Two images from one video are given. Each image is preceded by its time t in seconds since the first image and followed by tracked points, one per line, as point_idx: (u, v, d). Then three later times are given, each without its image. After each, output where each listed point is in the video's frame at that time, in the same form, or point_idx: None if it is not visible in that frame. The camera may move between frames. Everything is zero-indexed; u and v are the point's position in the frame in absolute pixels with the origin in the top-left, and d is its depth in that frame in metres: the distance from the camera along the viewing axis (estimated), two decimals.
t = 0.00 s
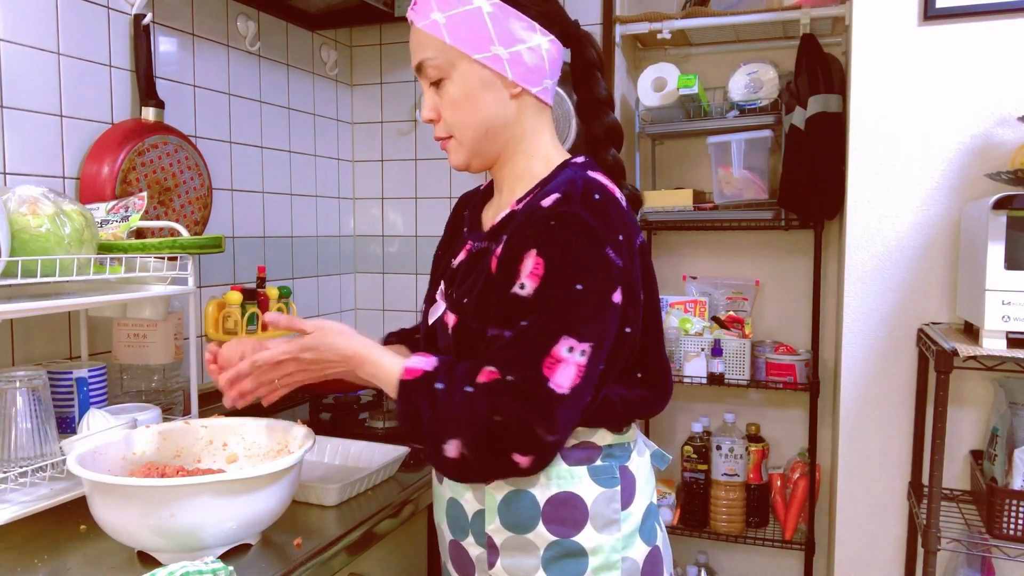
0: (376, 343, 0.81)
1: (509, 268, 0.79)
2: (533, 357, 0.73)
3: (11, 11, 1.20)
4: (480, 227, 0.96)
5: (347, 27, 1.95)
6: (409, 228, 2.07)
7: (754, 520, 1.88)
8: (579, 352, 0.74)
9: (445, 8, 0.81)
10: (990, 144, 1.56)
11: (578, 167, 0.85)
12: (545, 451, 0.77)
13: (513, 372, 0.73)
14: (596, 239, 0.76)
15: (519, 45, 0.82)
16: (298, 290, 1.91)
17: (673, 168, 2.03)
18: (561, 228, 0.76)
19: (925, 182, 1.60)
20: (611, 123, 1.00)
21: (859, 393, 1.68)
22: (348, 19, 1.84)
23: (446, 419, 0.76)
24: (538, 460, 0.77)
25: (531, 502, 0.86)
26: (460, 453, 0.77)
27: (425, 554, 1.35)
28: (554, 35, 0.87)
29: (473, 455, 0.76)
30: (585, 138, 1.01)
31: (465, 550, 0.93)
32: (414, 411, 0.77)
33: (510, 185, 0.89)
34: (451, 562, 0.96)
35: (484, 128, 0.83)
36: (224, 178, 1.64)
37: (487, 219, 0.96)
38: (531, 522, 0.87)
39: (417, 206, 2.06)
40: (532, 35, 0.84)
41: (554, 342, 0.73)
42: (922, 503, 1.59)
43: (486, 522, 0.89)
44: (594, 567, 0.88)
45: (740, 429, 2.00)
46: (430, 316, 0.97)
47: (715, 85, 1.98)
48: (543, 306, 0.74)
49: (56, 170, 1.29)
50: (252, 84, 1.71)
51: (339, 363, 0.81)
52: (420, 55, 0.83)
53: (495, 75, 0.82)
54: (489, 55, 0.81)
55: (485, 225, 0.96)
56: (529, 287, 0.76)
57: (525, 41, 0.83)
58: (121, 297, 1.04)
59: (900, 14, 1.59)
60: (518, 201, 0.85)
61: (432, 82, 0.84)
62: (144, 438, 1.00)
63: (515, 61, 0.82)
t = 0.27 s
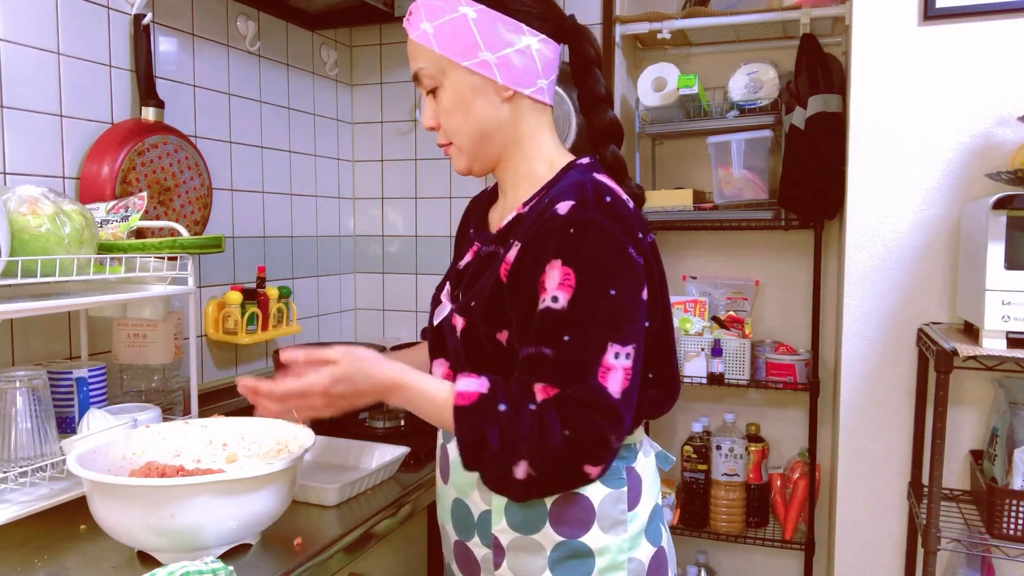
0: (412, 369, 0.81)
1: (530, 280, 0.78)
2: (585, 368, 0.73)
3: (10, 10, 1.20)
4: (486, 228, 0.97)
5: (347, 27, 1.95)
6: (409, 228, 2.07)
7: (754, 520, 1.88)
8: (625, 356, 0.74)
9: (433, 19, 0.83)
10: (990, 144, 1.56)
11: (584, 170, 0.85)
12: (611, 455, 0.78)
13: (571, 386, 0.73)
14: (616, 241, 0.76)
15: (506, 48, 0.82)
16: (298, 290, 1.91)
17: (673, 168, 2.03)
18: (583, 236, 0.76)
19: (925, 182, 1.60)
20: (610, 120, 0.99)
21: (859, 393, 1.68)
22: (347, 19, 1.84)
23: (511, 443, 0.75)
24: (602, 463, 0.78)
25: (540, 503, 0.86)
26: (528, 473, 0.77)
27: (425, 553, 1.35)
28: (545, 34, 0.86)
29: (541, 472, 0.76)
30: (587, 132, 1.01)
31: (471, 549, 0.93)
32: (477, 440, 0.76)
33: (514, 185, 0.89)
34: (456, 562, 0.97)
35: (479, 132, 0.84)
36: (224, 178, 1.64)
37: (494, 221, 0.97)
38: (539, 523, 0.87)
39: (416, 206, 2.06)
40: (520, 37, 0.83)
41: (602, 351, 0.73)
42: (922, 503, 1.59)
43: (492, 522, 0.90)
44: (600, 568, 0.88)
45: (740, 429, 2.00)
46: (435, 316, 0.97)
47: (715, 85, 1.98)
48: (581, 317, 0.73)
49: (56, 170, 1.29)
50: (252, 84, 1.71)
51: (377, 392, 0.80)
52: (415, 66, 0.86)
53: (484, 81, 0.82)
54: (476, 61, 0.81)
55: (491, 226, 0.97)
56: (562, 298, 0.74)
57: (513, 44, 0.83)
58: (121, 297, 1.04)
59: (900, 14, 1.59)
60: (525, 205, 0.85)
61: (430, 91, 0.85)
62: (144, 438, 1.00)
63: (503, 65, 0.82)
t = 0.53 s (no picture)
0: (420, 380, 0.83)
1: (535, 280, 0.78)
2: (592, 368, 0.73)
3: (10, 10, 1.20)
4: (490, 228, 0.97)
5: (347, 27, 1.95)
6: (409, 229, 2.07)
7: (754, 520, 1.88)
8: (632, 355, 0.74)
9: (435, 22, 0.83)
10: (990, 144, 1.56)
11: (587, 170, 0.85)
12: (621, 454, 0.78)
13: (577, 386, 0.73)
14: (621, 241, 0.76)
15: (509, 51, 0.82)
16: (298, 290, 1.91)
17: (673, 168, 2.03)
18: (587, 236, 0.76)
19: (925, 182, 1.60)
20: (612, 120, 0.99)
21: (859, 393, 1.68)
22: (348, 19, 1.84)
23: (522, 448, 0.76)
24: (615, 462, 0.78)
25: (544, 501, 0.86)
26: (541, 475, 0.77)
27: (425, 553, 1.35)
28: (547, 35, 0.86)
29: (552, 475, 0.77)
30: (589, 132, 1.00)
31: (476, 548, 0.93)
32: (488, 446, 0.76)
33: (517, 187, 0.89)
34: (461, 561, 0.97)
35: (481, 135, 0.84)
36: (225, 178, 1.64)
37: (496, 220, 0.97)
38: (544, 521, 0.87)
39: (416, 206, 2.06)
40: (521, 40, 0.83)
41: (607, 350, 0.73)
42: (922, 503, 1.59)
43: (497, 521, 0.90)
44: (605, 566, 0.88)
45: (740, 429, 2.00)
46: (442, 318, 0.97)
47: (716, 85, 1.98)
48: (586, 317, 0.73)
49: (56, 170, 1.29)
50: (252, 84, 1.71)
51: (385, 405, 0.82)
52: (418, 69, 0.86)
53: (488, 83, 0.82)
54: (479, 64, 0.81)
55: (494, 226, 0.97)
56: (567, 299, 0.75)
57: (516, 46, 0.83)
58: (121, 297, 1.04)
59: (900, 14, 1.59)
60: (529, 205, 0.86)
61: (432, 95, 0.86)
62: (144, 438, 1.00)
63: (506, 68, 0.82)
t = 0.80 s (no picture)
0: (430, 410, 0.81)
1: (545, 281, 0.78)
2: (606, 368, 0.73)
3: (10, 10, 1.20)
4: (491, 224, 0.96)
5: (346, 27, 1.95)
6: (409, 229, 2.07)
7: (754, 520, 1.88)
8: (643, 353, 0.74)
9: (446, 21, 0.83)
10: (990, 143, 1.56)
11: (593, 169, 0.85)
12: (636, 451, 0.78)
13: (591, 387, 0.73)
14: (631, 241, 0.76)
15: (521, 51, 0.82)
16: (298, 290, 1.91)
17: (673, 168, 2.03)
18: (598, 237, 0.75)
19: (925, 182, 1.60)
20: (616, 120, 1.00)
21: (859, 393, 1.68)
22: (348, 19, 1.84)
23: (542, 453, 0.75)
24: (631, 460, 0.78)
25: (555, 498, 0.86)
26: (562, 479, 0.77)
27: (425, 553, 1.35)
28: (557, 37, 0.87)
29: (571, 478, 0.77)
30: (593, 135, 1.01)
31: (485, 547, 0.93)
32: (508, 456, 0.76)
33: (523, 186, 0.89)
34: (468, 561, 0.96)
35: (490, 135, 0.84)
36: (225, 178, 1.64)
37: (498, 218, 0.96)
38: (555, 518, 0.86)
39: (416, 206, 2.06)
40: (533, 41, 0.83)
41: (621, 350, 0.73)
42: (922, 503, 1.59)
43: (507, 519, 0.89)
44: (616, 561, 0.88)
45: (740, 429, 2.00)
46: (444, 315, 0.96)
47: (716, 85, 1.98)
48: (599, 317, 0.73)
49: (56, 170, 1.29)
50: (252, 84, 1.71)
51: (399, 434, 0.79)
52: (425, 68, 0.85)
53: (498, 83, 0.82)
54: (491, 63, 0.81)
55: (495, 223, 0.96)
56: (579, 299, 0.74)
57: (527, 47, 0.83)
58: (122, 297, 1.04)
59: (900, 14, 1.59)
60: (535, 203, 0.85)
61: (440, 93, 0.85)
62: (144, 438, 1.00)
63: (517, 68, 0.82)
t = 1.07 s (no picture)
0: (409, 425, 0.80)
1: (562, 281, 0.78)
2: (606, 368, 0.73)
3: (10, 10, 1.20)
4: (496, 228, 0.94)
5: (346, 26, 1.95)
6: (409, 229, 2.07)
7: (754, 520, 1.88)
8: (646, 356, 0.74)
9: (464, 12, 0.80)
10: (990, 143, 1.56)
11: (606, 174, 0.86)
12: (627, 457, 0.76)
13: (586, 387, 0.73)
14: (646, 245, 0.77)
15: (539, 50, 0.82)
16: (298, 290, 1.91)
17: (673, 168, 2.03)
18: (616, 238, 0.76)
19: (925, 182, 1.60)
20: (625, 123, 1.01)
21: (859, 393, 1.68)
22: (348, 19, 1.84)
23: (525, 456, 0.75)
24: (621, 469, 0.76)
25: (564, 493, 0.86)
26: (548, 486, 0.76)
27: (425, 553, 1.35)
28: (569, 40, 0.88)
29: (558, 483, 0.75)
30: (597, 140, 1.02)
31: (493, 545, 0.92)
32: (492, 461, 0.75)
33: (527, 186, 0.89)
34: (474, 560, 0.95)
35: (503, 132, 0.82)
36: (225, 178, 1.64)
37: (502, 219, 0.94)
38: (565, 514, 0.86)
39: (416, 206, 2.06)
40: (550, 40, 0.84)
41: (623, 351, 0.73)
42: (922, 503, 1.59)
43: (516, 516, 0.89)
44: (626, 554, 0.88)
45: (740, 429, 2.00)
46: (449, 316, 0.94)
47: (716, 85, 1.98)
48: (608, 317, 0.73)
49: (56, 170, 1.29)
50: (252, 84, 1.71)
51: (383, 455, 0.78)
52: (435, 59, 0.81)
53: (515, 79, 0.81)
54: (510, 60, 0.80)
55: (499, 226, 0.95)
56: (589, 299, 0.75)
57: (545, 46, 0.83)
58: (121, 297, 1.04)
59: (900, 14, 1.59)
60: (549, 207, 0.86)
61: (449, 87, 0.82)
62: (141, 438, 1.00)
63: (535, 66, 0.81)
